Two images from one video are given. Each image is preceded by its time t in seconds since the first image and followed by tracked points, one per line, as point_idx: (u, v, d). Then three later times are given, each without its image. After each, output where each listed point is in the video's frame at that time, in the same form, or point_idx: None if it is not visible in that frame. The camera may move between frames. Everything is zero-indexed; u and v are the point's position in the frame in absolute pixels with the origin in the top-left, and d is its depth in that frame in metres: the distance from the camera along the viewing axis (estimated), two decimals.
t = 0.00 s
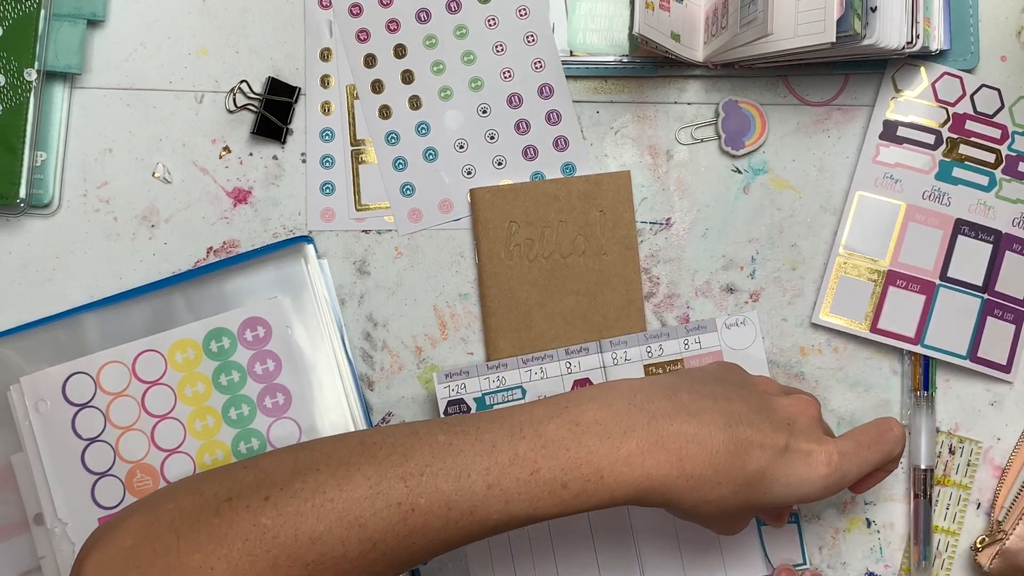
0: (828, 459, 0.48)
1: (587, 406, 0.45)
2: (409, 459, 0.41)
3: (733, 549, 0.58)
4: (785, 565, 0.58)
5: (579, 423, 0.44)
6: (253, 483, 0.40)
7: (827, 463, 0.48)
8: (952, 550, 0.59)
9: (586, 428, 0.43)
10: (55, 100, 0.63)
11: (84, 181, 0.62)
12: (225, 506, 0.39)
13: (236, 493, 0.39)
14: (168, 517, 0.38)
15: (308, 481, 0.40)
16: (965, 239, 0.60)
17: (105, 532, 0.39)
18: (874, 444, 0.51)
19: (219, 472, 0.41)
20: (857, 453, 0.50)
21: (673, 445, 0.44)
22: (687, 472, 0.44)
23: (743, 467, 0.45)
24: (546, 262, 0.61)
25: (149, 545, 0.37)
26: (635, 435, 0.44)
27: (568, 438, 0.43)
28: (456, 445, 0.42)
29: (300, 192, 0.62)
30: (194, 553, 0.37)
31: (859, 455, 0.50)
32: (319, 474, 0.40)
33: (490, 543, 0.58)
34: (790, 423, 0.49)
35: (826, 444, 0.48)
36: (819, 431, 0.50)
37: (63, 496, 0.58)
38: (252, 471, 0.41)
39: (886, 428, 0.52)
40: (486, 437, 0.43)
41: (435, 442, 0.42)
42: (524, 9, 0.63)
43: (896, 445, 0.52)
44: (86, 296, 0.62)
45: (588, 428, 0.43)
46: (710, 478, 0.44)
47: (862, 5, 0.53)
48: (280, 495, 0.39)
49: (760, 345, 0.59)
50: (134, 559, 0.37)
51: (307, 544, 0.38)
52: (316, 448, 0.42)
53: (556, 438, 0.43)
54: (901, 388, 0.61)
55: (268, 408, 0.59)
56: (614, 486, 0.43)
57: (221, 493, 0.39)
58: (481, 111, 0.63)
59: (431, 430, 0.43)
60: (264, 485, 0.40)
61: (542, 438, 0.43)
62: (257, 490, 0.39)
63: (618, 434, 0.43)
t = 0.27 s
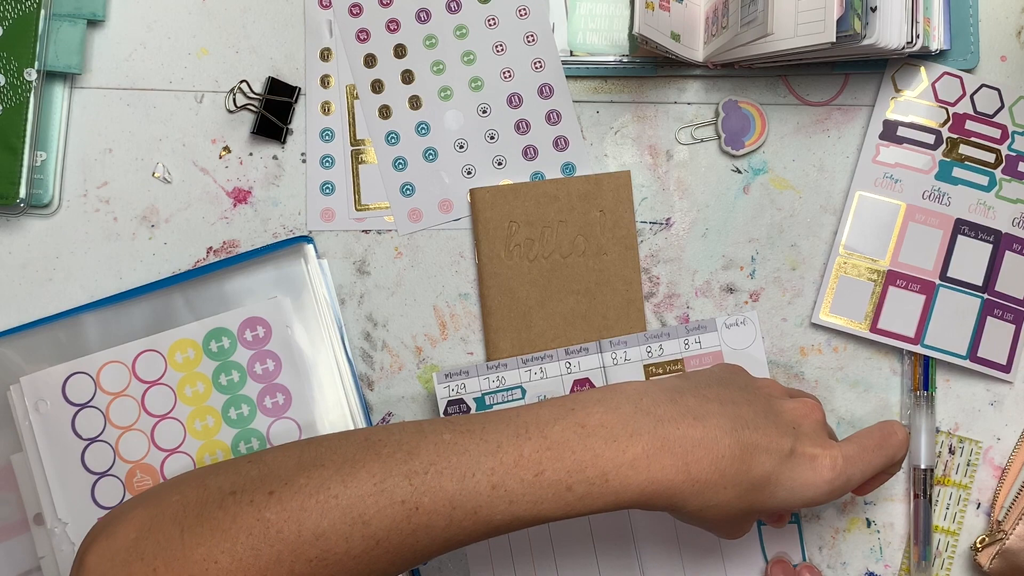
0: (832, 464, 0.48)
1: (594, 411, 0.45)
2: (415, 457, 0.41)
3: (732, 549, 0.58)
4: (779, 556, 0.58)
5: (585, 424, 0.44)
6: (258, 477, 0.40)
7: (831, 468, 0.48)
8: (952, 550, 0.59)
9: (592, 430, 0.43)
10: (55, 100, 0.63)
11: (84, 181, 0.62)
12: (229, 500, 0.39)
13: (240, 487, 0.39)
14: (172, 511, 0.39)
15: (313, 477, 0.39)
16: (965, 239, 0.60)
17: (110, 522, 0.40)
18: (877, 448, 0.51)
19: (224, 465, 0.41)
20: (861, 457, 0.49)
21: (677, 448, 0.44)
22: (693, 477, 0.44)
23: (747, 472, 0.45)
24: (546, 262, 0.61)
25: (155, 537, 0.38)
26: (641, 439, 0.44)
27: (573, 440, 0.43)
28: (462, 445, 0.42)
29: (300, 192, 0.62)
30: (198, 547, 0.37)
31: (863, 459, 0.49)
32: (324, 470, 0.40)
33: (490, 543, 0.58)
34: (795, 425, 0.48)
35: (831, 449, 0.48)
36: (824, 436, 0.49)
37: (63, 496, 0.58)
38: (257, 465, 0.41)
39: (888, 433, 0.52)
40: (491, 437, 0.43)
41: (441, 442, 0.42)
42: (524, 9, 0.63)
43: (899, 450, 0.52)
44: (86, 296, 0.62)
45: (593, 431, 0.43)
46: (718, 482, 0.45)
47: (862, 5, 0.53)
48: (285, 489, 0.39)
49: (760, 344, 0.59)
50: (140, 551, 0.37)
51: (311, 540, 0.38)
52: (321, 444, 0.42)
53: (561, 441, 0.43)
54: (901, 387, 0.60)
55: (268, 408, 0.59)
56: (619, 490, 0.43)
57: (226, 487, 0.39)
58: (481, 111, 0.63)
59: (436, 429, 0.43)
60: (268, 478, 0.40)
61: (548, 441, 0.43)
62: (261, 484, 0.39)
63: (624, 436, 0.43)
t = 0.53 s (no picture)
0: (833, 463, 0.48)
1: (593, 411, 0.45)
2: (417, 456, 0.41)
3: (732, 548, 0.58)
4: (777, 555, 0.58)
5: (586, 425, 0.44)
6: (259, 475, 0.40)
7: (833, 467, 0.48)
8: (952, 550, 0.59)
9: (594, 431, 0.44)
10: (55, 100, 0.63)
11: (84, 181, 0.62)
12: (231, 498, 0.39)
13: (242, 485, 0.39)
14: (173, 509, 0.39)
15: (315, 476, 0.39)
16: (965, 238, 0.60)
17: (112, 519, 0.40)
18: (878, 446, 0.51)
19: (225, 463, 0.41)
20: (862, 456, 0.50)
21: (677, 448, 0.44)
22: (693, 477, 0.44)
23: (747, 472, 0.45)
24: (546, 262, 0.61)
25: (156, 535, 0.38)
26: (643, 441, 0.44)
27: (574, 441, 0.43)
28: (464, 445, 0.42)
29: (300, 192, 0.62)
30: (200, 545, 0.37)
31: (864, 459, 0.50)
32: (326, 468, 0.40)
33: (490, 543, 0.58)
34: (796, 425, 0.48)
35: (833, 449, 0.48)
36: (825, 436, 0.49)
37: (63, 496, 0.58)
38: (259, 463, 0.41)
39: (889, 431, 0.52)
40: (493, 438, 0.43)
41: (444, 442, 0.42)
42: (524, 9, 0.63)
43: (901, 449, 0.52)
44: (86, 296, 0.62)
45: (595, 432, 0.43)
46: (720, 482, 0.44)
47: (862, 5, 0.53)
48: (287, 488, 0.39)
49: (760, 344, 0.59)
50: (141, 548, 0.37)
51: (312, 539, 0.38)
52: (324, 443, 0.42)
53: (563, 442, 0.43)
54: (901, 388, 0.60)
55: (268, 408, 0.59)
56: (621, 492, 0.43)
57: (228, 485, 0.39)
58: (481, 111, 0.63)
59: (438, 428, 0.43)
60: (270, 476, 0.40)
61: (549, 442, 0.43)
62: (263, 482, 0.39)
63: (625, 437, 0.43)
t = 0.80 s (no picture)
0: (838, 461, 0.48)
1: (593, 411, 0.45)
2: (422, 455, 0.41)
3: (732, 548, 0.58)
4: (775, 555, 0.58)
5: (592, 424, 0.44)
6: (264, 472, 0.40)
7: (838, 465, 0.48)
8: (952, 550, 0.59)
9: (601, 429, 0.43)
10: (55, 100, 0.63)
11: (84, 181, 0.63)
12: (236, 495, 0.39)
13: (247, 482, 0.39)
14: (177, 506, 0.39)
15: (320, 473, 0.39)
16: (965, 238, 0.60)
17: (116, 515, 0.40)
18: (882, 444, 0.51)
19: (230, 460, 0.41)
20: (866, 454, 0.50)
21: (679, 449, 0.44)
22: (694, 477, 0.44)
23: (748, 473, 0.45)
24: (546, 262, 0.61)
25: (161, 531, 0.38)
26: (649, 439, 0.43)
27: (580, 439, 0.43)
28: (470, 443, 0.42)
29: (300, 192, 0.62)
30: (205, 541, 0.37)
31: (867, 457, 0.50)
32: (331, 465, 0.40)
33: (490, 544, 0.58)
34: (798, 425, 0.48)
35: (837, 448, 0.49)
36: (829, 435, 0.50)
37: (63, 496, 0.58)
38: (264, 459, 0.41)
39: (893, 428, 0.52)
40: (499, 436, 0.43)
41: (450, 441, 0.42)
42: (524, 9, 0.63)
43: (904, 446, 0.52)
44: (86, 296, 0.62)
45: (601, 430, 0.43)
46: (722, 482, 0.44)
47: (862, 5, 0.53)
48: (292, 484, 0.39)
49: (760, 344, 0.59)
50: (146, 544, 0.37)
51: (317, 536, 0.38)
52: (330, 440, 0.42)
53: (569, 440, 0.43)
54: (901, 388, 0.60)
55: (268, 408, 0.59)
56: (628, 490, 0.43)
57: (233, 481, 0.39)
58: (481, 111, 0.63)
59: (444, 426, 0.43)
60: (275, 473, 0.40)
61: (555, 440, 0.43)
62: (268, 479, 0.39)
63: (631, 436, 0.43)
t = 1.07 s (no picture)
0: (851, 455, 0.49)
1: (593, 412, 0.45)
2: (438, 456, 0.42)
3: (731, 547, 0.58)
4: (775, 555, 0.58)
5: (606, 429, 0.44)
6: (279, 471, 0.41)
7: (852, 459, 0.49)
8: (952, 551, 0.59)
9: (615, 433, 0.44)
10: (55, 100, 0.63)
11: (84, 181, 0.62)
12: (251, 494, 0.40)
13: (262, 481, 0.40)
14: (191, 503, 0.40)
15: (336, 473, 0.40)
16: (965, 238, 0.60)
17: (130, 513, 0.41)
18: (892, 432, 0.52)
19: (246, 459, 0.42)
20: (877, 444, 0.51)
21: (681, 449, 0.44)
22: (694, 478, 0.44)
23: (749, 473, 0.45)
24: (546, 262, 0.61)
25: (176, 529, 0.39)
26: (664, 443, 0.44)
27: (595, 445, 0.43)
28: (486, 446, 0.42)
29: (300, 192, 0.62)
30: (219, 538, 0.38)
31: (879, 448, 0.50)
32: (346, 465, 0.41)
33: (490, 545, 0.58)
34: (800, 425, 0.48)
35: (850, 442, 0.49)
36: (841, 429, 0.50)
37: (63, 496, 0.58)
38: (281, 459, 0.42)
39: (900, 417, 0.53)
40: (514, 438, 0.43)
41: (464, 443, 0.43)
42: (524, 9, 0.62)
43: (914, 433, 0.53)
44: (86, 296, 0.62)
45: (616, 434, 0.44)
46: (726, 484, 0.44)
47: (862, 5, 0.53)
48: (306, 484, 0.40)
49: (760, 344, 0.59)
50: (160, 541, 0.39)
51: (332, 536, 0.39)
52: (347, 441, 0.42)
53: (584, 445, 0.43)
54: (901, 388, 0.60)
55: (268, 408, 0.59)
56: (643, 493, 0.43)
57: (248, 480, 0.40)
58: (481, 111, 0.63)
59: (460, 429, 0.44)
60: (290, 473, 0.40)
61: (570, 443, 0.43)
62: (283, 478, 0.40)
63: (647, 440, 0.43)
